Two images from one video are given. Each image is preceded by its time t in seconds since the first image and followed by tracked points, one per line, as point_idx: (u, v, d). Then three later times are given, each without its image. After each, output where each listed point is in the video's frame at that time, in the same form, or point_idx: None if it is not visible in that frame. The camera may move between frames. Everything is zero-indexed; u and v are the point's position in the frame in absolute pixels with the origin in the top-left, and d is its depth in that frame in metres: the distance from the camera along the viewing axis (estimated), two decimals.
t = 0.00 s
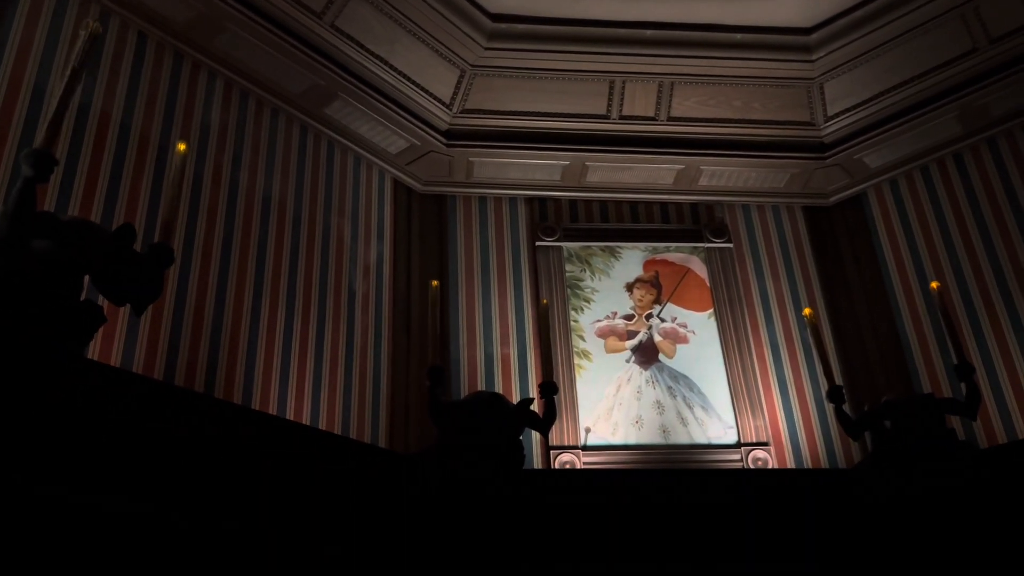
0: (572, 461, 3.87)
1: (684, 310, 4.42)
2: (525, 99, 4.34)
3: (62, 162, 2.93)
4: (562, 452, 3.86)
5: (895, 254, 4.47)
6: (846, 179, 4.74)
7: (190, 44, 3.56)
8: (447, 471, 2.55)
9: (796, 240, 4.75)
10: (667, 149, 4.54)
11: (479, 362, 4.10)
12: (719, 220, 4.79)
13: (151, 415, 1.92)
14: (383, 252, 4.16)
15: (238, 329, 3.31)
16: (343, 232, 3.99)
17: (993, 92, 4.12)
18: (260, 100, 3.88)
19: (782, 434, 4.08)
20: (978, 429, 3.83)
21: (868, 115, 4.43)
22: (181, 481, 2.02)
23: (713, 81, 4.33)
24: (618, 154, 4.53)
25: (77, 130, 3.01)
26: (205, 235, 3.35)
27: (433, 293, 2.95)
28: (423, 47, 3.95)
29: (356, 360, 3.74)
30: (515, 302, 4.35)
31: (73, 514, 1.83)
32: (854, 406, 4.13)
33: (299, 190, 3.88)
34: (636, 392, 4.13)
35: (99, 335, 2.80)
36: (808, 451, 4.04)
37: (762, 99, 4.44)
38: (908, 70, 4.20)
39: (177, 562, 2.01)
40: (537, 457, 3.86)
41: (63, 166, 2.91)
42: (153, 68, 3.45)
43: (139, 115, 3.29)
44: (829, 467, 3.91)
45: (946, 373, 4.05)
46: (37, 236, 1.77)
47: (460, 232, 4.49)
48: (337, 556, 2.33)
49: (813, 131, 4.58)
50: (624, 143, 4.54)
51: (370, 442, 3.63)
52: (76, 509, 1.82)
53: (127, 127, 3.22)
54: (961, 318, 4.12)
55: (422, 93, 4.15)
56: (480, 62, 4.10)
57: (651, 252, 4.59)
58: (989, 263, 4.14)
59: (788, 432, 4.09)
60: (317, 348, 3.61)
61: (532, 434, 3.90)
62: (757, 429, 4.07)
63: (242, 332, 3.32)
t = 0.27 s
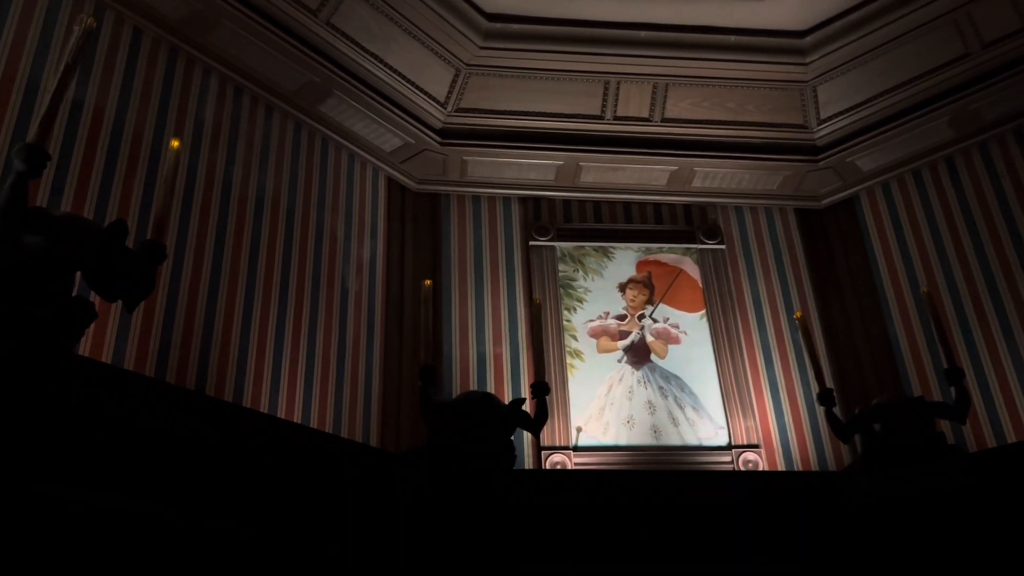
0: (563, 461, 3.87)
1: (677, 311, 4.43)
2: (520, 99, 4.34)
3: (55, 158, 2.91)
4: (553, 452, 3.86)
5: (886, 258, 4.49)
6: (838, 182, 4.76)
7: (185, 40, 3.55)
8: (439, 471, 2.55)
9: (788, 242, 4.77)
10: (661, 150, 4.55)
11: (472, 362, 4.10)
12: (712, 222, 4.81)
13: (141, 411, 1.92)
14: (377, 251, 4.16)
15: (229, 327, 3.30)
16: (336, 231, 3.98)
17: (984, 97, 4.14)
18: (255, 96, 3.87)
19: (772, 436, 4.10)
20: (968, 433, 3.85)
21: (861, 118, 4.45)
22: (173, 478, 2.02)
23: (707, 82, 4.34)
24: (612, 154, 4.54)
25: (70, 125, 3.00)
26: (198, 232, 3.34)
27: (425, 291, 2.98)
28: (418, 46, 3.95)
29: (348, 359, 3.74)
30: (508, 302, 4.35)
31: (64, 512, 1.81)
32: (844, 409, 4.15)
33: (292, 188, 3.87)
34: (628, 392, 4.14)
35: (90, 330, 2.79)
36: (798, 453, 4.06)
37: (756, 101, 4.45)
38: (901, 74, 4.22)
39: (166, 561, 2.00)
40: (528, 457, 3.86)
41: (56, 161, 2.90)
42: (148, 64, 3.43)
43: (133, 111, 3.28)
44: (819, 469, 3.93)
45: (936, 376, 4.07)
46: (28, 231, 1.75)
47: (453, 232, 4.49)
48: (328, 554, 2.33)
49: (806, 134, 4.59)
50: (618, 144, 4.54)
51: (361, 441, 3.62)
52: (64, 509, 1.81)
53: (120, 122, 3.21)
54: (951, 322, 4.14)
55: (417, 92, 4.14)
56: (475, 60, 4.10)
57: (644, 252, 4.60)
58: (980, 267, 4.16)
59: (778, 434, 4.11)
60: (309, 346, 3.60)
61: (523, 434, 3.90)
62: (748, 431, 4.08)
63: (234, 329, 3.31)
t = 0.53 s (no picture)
0: (552, 462, 3.87)
1: (667, 312, 4.45)
2: (514, 99, 4.34)
3: (47, 152, 2.89)
4: (542, 453, 3.87)
5: (877, 264, 4.51)
6: (829, 186, 4.79)
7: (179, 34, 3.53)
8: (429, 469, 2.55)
9: (779, 245, 4.79)
10: (654, 152, 4.56)
11: (463, 361, 4.10)
12: (704, 224, 4.83)
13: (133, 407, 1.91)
14: (369, 250, 4.15)
15: (220, 324, 3.28)
16: (329, 229, 3.97)
17: (974, 103, 4.16)
18: (249, 92, 3.86)
19: (761, 438, 4.12)
20: (955, 438, 3.88)
21: (852, 123, 4.47)
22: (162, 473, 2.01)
23: (701, 85, 4.35)
24: (605, 155, 4.55)
25: (63, 119, 2.98)
26: (190, 228, 3.32)
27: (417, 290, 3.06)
28: (413, 45, 3.95)
29: (339, 357, 3.73)
30: (499, 301, 4.35)
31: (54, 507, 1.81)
32: (833, 413, 4.18)
33: (285, 185, 3.86)
34: (618, 392, 4.15)
35: (81, 325, 2.78)
36: (786, 455, 4.08)
37: (749, 104, 4.47)
38: (892, 79, 4.25)
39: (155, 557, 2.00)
40: (517, 457, 3.86)
41: (48, 155, 2.88)
42: (142, 58, 3.41)
43: (126, 107, 3.26)
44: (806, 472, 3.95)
45: (924, 381, 4.09)
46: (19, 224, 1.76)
47: (446, 231, 4.49)
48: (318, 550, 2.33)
49: (798, 137, 4.62)
50: (611, 145, 4.56)
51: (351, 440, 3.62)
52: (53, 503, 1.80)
53: (114, 117, 3.19)
54: (940, 328, 4.16)
55: (411, 90, 4.14)
56: (470, 60, 4.11)
57: (636, 253, 4.61)
58: (969, 272, 4.19)
59: (767, 437, 4.13)
60: (300, 343, 3.60)
61: (513, 434, 3.91)
62: (736, 434, 4.10)
63: (225, 326, 3.30)
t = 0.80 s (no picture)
0: (539, 462, 3.88)
1: (656, 313, 4.46)
2: (506, 98, 4.34)
3: (37, 144, 2.87)
4: (528, 453, 3.88)
5: (863, 269, 4.54)
6: (818, 190, 4.82)
7: (172, 27, 3.51)
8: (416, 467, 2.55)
9: (767, 249, 4.82)
10: (644, 153, 4.58)
11: (451, 360, 4.10)
12: (693, 226, 4.85)
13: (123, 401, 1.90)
14: (359, 247, 4.14)
15: (208, 320, 3.27)
16: (318, 227, 3.96)
17: (962, 110, 4.20)
18: (240, 87, 3.84)
19: (747, 440, 4.14)
20: (939, 443, 3.92)
21: (841, 128, 4.50)
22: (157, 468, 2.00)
23: (692, 87, 4.37)
24: (596, 156, 4.55)
25: (53, 112, 2.95)
26: (179, 223, 3.30)
27: (406, 288, 3.22)
28: (406, 42, 3.94)
29: (327, 354, 3.72)
30: (488, 300, 4.35)
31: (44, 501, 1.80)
32: (818, 416, 4.21)
33: (275, 180, 3.84)
34: (605, 391, 4.17)
35: (69, 318, 2.76)
36: (771, 458, 4.11)
37: (739, 107, 4.49)
38: (882, 85, 4.28)
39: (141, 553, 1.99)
40: (503, 456, 3.87)
41: (37, 148, 2.85)
42: (134, 51, 3.39)
43: (118, 100, 3.24)
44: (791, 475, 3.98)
45: (909, 386, 4.12)
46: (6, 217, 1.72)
47: (436, 229, 4.48)
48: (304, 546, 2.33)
49: (787, 141, 4.64)
50: (602, 146, 4.57)
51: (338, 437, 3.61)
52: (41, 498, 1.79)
53: (105, 111, 3.17)
54: (926, 334, 4.20)
55: (404, 88, 4.13)
56: (463, 58, 4.10)
57: (625, 254, 4.63)
58: (955, 278, 4.22)
59: (752, 440, 4.15)
60: (287, 340, 3.58)
61: (500, 433, 3.91)
62: (722, 436, 4.12)
63: (213, 322, 3.28)
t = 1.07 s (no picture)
0: (521, 461, 3.88)
1: (640, 313, 4.48)
2: (494, 96, 4.33)
3: (20, 133, 2.83)
4: (511, 452, 3.87)
5: (846, 273, 4.58)
6: (802, 194, 4.85)
7: (160, 19, 3.47)
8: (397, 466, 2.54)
9: (751, 252, 4.85)
10: (631, 154, 4.58)
11: (435, 359, 4.09)
12: (678, 228, 4.86)
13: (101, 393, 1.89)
14: (344, 244, 4.12)
15: (191, 315, 3.24)
16: (304, 223, 3.94)
17: (945, 117, 4.23)
18: (228, 80, 3.81)
19: (728, 443, 4.17)
20: (918, 449, 3.96)
21: (827, 133, 4.53)
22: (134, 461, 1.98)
23: (680, 89, 4.38)
24: (583, 156, 4.55)
25: (37, 102, 2.91)
26: (163, 216, 3.27)
27: (392, 287, 3.25)
28: (395, 39, 3.92)
29: (310, 351, 3.70)
30: (473, 299, 4.35)
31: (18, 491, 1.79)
32: (799, 420, 4.24)
33: (261, 174, 3.81)
34: (588, 390, 4.17)
35: (49, 311, 2.72)
36: (752, 461, 4.13)
37: (725, 110, 4.51)
38: (867, 91, 4.32)
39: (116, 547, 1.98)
40: (485, 456, 3.86)
41: (20, 138, 2.81)
42: (120, 42, 3.35)
43: (103, 91, 3.20)
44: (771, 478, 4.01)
45: (890, 392, 4.16)
46: None
47: (422, 227, 4.47)
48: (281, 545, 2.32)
49: (773, 145, 4.67)
50: (589, 146, 4.56)
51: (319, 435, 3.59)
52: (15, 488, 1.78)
53: (89, 102, 3.12)
54: (907, 339, 4.23)
55: (392, 84, 4.11)
56: (451, 55, 4.09)
57: (610, 254, 4.63)
58: (937, 284, 4.25)
59: (734, 442, 4.18)
60: (270, 336, 3.56)
61: (483, 432, 3.90)
62: (704, 438, 4.14)
63: (195, 317, 3.25)
